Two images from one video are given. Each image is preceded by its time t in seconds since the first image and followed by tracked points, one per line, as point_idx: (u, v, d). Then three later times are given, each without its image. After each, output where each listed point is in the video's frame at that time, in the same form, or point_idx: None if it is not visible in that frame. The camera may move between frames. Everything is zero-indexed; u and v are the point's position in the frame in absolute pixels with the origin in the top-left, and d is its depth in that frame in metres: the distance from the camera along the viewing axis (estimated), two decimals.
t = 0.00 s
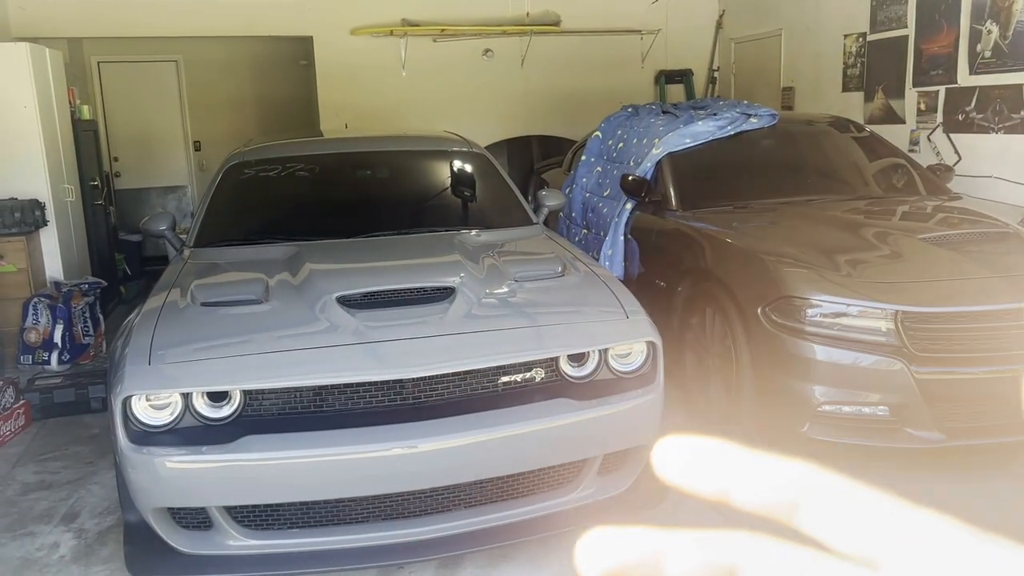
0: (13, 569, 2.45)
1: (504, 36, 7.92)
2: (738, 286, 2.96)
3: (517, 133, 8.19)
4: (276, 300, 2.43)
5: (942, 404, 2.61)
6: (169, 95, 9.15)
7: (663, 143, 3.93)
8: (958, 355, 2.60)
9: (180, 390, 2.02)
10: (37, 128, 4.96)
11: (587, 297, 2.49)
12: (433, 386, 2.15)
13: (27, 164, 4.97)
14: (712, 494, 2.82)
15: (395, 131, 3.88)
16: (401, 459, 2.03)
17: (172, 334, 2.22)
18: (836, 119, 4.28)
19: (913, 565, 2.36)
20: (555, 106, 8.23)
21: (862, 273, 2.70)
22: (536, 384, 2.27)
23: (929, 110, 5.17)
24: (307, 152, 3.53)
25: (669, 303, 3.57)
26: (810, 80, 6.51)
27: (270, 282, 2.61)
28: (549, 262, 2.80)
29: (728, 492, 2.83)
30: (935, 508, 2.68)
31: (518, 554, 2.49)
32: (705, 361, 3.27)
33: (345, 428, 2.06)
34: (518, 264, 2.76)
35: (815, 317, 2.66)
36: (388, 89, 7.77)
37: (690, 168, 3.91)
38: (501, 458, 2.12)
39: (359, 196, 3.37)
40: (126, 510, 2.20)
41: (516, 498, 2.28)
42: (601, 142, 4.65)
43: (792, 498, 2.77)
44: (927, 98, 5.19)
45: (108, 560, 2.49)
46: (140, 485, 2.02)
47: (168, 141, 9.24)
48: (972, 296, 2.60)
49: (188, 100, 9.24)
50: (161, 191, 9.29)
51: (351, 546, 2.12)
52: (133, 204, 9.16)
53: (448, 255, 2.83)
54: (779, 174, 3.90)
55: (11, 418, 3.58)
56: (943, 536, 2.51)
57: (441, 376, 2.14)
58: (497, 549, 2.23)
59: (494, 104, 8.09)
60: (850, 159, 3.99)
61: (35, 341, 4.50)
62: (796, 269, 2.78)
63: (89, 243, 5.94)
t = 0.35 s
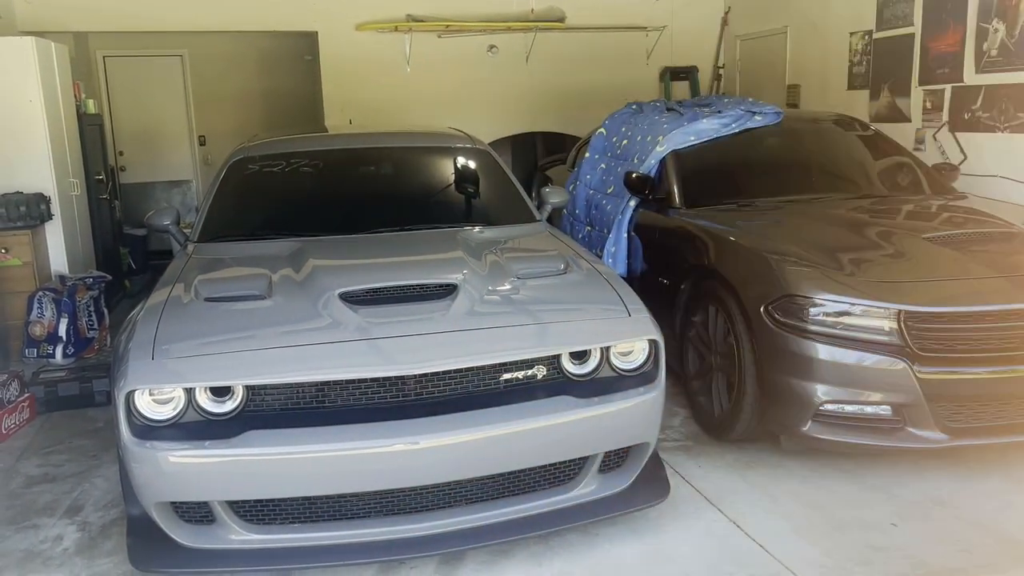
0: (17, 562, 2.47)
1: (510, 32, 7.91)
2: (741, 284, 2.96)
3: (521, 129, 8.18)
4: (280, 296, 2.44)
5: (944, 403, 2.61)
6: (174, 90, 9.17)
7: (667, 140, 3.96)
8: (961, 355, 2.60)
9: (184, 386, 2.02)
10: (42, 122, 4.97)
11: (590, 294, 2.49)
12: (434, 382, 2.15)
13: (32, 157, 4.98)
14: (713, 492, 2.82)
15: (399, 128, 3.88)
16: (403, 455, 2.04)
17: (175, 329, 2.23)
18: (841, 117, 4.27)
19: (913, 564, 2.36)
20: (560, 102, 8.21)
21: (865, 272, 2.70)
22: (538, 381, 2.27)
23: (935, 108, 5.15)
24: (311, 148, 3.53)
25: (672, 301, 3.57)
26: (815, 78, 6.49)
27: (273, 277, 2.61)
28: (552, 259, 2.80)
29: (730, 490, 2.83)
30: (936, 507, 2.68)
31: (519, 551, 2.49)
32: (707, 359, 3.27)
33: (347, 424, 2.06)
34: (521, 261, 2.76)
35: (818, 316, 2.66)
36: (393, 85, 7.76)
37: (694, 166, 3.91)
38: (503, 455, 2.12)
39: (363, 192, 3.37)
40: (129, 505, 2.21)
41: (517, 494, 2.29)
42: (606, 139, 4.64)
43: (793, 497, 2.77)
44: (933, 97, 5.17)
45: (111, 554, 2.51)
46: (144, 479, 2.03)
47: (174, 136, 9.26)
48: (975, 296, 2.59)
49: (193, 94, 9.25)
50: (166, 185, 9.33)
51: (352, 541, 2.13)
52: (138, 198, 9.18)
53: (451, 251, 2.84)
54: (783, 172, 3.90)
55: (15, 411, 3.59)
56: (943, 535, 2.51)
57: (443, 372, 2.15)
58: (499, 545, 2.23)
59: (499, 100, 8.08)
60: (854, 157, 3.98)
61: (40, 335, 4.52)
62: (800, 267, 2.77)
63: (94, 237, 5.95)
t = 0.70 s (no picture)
0: (23, 551, 2.48)
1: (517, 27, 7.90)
2: (747, 279, 2.96)
3: (528, 124, 8.17)
4: (286, 288, 2.44)
5: (950, 401, 2.61)
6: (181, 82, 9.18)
7: (675, 136, 3.96)
8: (967, 352, 2.59)
9: (190, 376, 2.03)
10: (50, 112, 4.98)
11: (596, 288, 2.49)
12: (440, 375, 2.15)
13: (40, 148, 4.99)
14: (717, 487, 2.82)
15: (406, 121, 3.88)
16: (408, 447, 2.04)
17: (182, 319, 2.23)
18: (849, 113, 4.25)
19: (917, 560, 2.36)
20: (566, 97, 8.20)
21: (873, 269, 2.69)
22: (543, 374, 2.26)
23: (943, 105, 5.13)
24: (318, 141, 3.53)
25: (678, 296, 3.57)
26: (823, 74, 6.47)
27: (280, 269, 2.62)
28: (558, 253, 2.80)
29: (734, 485, 2.83)
30: (940, 504, 2.67)
31: (523, 544, 2.50)
32: (713, 354, 3.26)
33: (352, 416, 2.06)
34: (528, 255, 2.76)
35: (824, 313, 2.65)
36: (400, 79, 7.75)
37: (701, 162, 3.90)
38: (508, 448, 2.12)
39: (369, 185, 3.38)
40: (135, 494, 2.22)
41: (522, 488, 2.29)
42: (613, 134, 4.63)
43: (797, 493, 2.77)
44: (941, 94, 5.15)
45: (117, 543, 2.52)
46: (150, 469, 2.04)
47: (180, 128, 9.27)
48: (982, 293, 2.58)
49: (200, 87, 9.26)
50: (172, 177, 9.28)
51: (356, 532, 2.14)
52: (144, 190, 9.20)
53: (457, 245, 2.83)
54: (791, 168, 3.88)
55: (22, 401, 3.61)
56: (946, 532, 2.50)
57: (448, 365, 2.14)
58: (502, 538, 2.24)
59: (505, 95, 8.07)
60: (862, 153, 3.96)
61: (47, 325, 4.54)
62: (807, 264, 2.76)
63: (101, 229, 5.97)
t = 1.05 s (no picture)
0: (30, 539, 2.50)
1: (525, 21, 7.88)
2: (753, 276, 2.95)
3: (535, 118, 8.16)
4: (293, 280, 2.44)
5: (955, 399, 2.60)
6: (188, 74, 9.19)
7: (683, 131, 3.90)
8: (973, 350, 2.59)
9: (197, 367, 2.04)
10: (58, 104, 4.99)
11: (602, 283, 2.49)
12: (446, 368, 2.16)
13: (48, 139, 5.01)
14: (721, 483, 2.82)
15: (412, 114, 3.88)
16: (413, 439, 2.05)
17: (189, 311, 2.24)
18: (857, 110, 4.23)
19: (920, 557, 2.36)
20: (573, 92, 8.18)
21: (880, 266, 2.68)
22: (548, 369, 2.27)
23: (951, 103, 5.10)
24: (325, 134, 3.53)
25: (683, 292, 3.57)
26: (831, 71, 6.45)
27: (287, 262, 2.62)
28: (565, 248, 2.80)
29: (738, 481, 2.83)
30: (944, 502, 2.67)
31: (527, 537, 2.51)
32: (718, 350, 3.26)
33: (358, 408, 2.07)
34: (534, 249, 2.76)
35: (830, 309, 2.64)
36: (407, 72, 7.74)
37: (708, 157, 3.89)
38: (513, 441, 2.13)
39: (376, 178, 3.38)
40: (141, 484, 2.23)
41: (527, 481, 2.30)
42: (620, 129, 4.62)
43: (802, 489, 2.77)
44: (950, 91, 5.12)
45: (123, 532, 2.54)
46: (156, 459, 2.05)
47: (187, 120, 9.28)
48: (989, 291, 2.58)
49: (207, 79, 9.27)
50: (179, 170, 9.33)
51: (361, 524, 2.15)
52: (151, 182, 9.22)
53: (463, 239, 2.84)
54: (798, 165, 3.87)
55: (29, 391, 3.63)
56: (950, 529, 2.50)
57: (454, 358, 2.15)
58: (507, 531, 2.24)
59: (512, 89, 8.06)
60: (870, 150, 3.95)
61: (54, 316, 4.56)
62: (813, 260, 2.76)
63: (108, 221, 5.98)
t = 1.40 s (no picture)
0: (33, 530, 2.51)
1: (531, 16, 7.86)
2: (757, 273, 2.95)
3: (540, 114, 8.15)
4: (298, 274, 2.45)
5: (959, 397, 2.59)
6: (194, 67, 9.20)
7: (688, 127, 3.92)
8: (978, 349, 2.58)
9: (201, 360, 2.04)
10: (63, 96, 4.99)
11: (606, 279, 2.49)
12: (449, 363, 2.16)
13: (53, 131, 5.01)
14: (723, 479, 2.82)
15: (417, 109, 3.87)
16: (416, 434, 2.05)
17: (194, 303, 2.25)
18: (863, 108, 4.22)
19: (922, 556, 2.36)
20: (578, 87, 8.16)
21: (884, 264, 2.68)
22: (551, 364, 2.27)
23: (958, 101, 5.08)
24: (330, 128, 3.53)
25: (687, 288, 3.56)
26: (838, 68, 6.42)
27: (292, 255, 2.63)
28: (569, 244, 2.80)
29: (741, 478, 2.83)
30: (948, 501, 2.66)
31: (529, 532, 2.51)
32: (722, 347, 3.26)
33: (360, 402, 2.07)
34: (538, 244, 2.76)
35: (834, 307, 2.64)
36: (412, 67, 7.73)
37: (714, 154, 3.88)
38: (514, 437, 2.13)
39: (381, 172, 3.38)
40: (145, 476, 2.24)
41: (529, 476, 2.30)
42: (625, 125, 4.61)
43: (805, 487, 2.77)
44: (957, 89, 5.10)
45: (126, 524, 2.55)
46: (160, 451, 2.05)
47: (192, 114, 9.29)
48: (995, 290, 2.57)
49: (213, 72, 9.28)
50: (184, 163, 9.34)
51: (363, 518, 2.15)
52: (156, 175, 9.22)
53: (467, 234, 2.83)
54: (803, 162, 3.86)
55: (33, 382, 3.65)
56: (952, 528, 2.50)
57: (457, 353, 2.15)
58: (509, 526, 2.25)
59: (517, 84, 8.04)
60: (876, 148, 3.94)
61: (58, 308, 4.55)
62: (818, 258, 2.75)
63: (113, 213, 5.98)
